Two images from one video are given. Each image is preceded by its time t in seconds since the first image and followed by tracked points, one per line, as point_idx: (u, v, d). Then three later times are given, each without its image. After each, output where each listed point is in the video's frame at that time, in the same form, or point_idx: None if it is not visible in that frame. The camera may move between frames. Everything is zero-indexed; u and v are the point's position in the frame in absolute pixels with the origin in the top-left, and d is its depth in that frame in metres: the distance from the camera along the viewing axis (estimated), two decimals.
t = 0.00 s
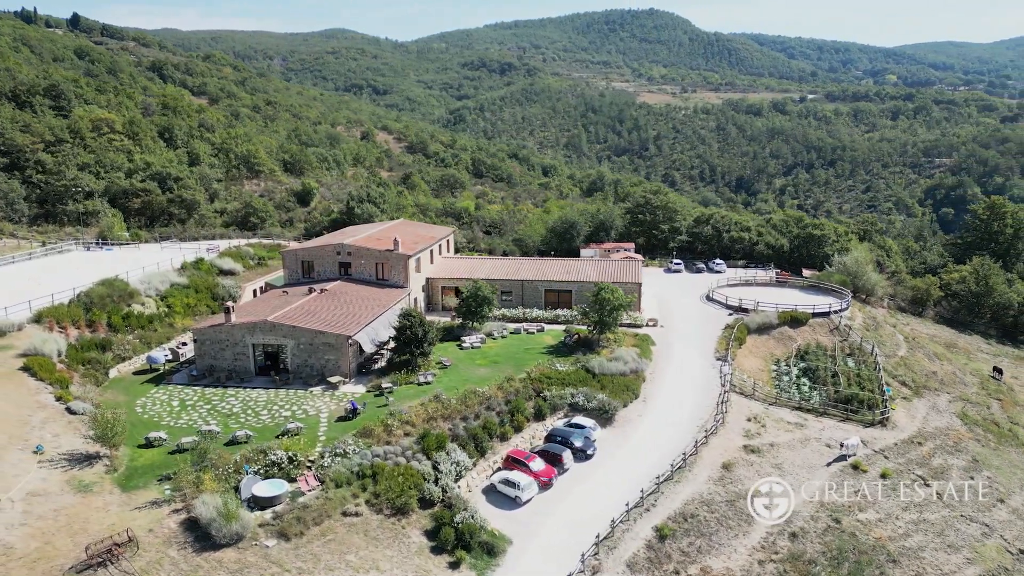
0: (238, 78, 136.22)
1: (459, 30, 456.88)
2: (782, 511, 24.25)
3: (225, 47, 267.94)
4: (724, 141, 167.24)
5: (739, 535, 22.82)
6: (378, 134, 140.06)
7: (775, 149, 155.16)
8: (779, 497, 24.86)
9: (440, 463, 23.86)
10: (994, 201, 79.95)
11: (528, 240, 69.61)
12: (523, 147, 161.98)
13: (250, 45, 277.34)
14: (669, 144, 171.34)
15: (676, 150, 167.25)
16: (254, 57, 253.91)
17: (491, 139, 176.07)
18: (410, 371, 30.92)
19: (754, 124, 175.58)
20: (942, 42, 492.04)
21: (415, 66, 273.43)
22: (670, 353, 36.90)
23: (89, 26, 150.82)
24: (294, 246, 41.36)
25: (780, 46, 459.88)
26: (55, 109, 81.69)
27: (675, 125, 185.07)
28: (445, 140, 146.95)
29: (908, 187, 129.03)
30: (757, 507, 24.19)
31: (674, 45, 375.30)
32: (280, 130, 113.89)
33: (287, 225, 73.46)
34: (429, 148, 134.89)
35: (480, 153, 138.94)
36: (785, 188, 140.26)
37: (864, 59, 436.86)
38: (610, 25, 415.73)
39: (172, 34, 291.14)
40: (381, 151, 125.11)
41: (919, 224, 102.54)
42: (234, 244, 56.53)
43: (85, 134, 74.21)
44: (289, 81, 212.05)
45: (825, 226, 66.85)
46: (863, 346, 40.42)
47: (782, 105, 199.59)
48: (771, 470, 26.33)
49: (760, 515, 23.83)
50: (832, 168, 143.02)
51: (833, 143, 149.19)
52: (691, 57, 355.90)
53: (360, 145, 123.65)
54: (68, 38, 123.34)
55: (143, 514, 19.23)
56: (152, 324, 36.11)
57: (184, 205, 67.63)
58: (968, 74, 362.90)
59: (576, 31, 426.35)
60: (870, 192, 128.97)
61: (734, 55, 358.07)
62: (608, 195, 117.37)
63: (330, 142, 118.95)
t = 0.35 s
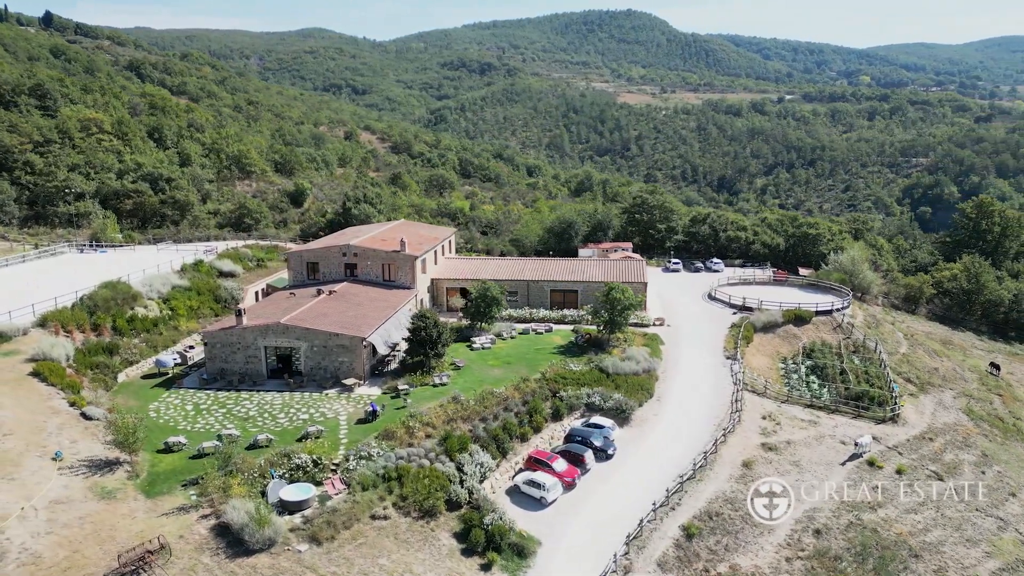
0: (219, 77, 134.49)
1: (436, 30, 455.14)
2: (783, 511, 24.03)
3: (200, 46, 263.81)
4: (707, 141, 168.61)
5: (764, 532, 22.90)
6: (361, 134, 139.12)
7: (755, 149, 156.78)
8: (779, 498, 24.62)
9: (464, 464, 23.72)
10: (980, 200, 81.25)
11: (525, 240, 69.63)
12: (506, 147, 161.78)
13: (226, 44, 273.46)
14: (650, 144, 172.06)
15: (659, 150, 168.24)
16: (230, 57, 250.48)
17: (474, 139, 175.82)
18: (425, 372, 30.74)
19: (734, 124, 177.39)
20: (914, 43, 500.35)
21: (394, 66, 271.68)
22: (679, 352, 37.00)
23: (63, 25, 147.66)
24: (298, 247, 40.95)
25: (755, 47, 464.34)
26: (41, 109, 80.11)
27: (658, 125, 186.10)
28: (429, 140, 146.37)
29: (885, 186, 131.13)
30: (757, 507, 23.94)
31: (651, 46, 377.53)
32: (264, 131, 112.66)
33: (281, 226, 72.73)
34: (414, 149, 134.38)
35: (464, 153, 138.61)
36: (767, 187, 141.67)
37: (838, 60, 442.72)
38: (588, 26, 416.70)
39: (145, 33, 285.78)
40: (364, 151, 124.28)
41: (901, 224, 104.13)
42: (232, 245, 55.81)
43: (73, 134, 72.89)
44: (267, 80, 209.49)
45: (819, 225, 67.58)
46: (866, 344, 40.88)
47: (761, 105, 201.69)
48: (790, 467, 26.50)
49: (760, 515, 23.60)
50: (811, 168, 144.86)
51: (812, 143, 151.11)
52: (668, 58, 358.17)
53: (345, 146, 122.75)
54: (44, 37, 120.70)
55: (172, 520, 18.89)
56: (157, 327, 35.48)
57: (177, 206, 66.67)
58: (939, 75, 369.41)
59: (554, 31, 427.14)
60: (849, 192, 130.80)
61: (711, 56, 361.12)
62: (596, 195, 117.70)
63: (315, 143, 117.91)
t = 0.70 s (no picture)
0: (199, 77, 132.60)
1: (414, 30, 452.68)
2: (782, 512, 23.81)
3: (174, 45, 259.45)
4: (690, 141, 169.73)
5: (789, 530, 23.02)
6: (344, 135, 137.98)
7: (735, 149, 158.12)
8: (780, 499, 24.38)
9: (487, 466, 23.59)
10: (967, 198, 82.66)
11: (522, 240, 69.67)
12: (489, 148, 161.45)
13: (201, 43, 269.21)
14: (632, 145, 172.92)
15: (642, 150, 169.17)
16: (205, 56, 246.46)
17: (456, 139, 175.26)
18: (440, 373, 30.55)
19: (714, 124, 178.79)
20: (886, 45, 508.76)
21: (372, 66, 269.58)
22: (688, 351, 37.18)
23: (35, 24, 144.17)
24: (303, 248, 40.53)
25: (731, 48, 468.38)
26: (26, 109, 78.49)
27: (640, 126, 187.03)
28: (412, 140, 145.61)
29: (863, 185, 132.74)
30: (757, 508, 23.69)
31: (630, 46, 379.47)
32: (249, 131, 111.37)
33: (275, 227, 72.00)
34: (399, 149, 133.74)
35: (450, 153, 138.15)
36: (748, 187, 142.93)
37: (812, 61, 448.48)
38: (566, 26, 417.39)
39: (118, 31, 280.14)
40: (348, 152, 123.44)
41: (884, 223, 105.66)
42: (229, 247, 55.05)
43: (61, 134, 71.51)
44: (245, 80, 206.73)
45: (814, 224, 68.30)
46: (869, 342, 41.38)
47: (739, 106, 203.66)
48: (808, 464, 26.72)
49: (760, 516, 23.36)
50: (791, 168, 146.46)
51: (792, 143, 152.78)
52: (646, 58, 360.17)
53: (330, 146, 121.70)
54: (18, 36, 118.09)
55: (202, 526, 18.58)
56: (162, 331, 34.88)
57: (170, 207, 65.69)
58: (911, 75, 375.92)
59: (532, 31, 427.33)
60: (829, 191, 132.41)
61: (689, 56, 364.03)
62: (585, 195, 117.96)
63: (300, 143, 116.76)
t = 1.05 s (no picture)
0: (178, 77, 130.45)
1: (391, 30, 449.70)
2: (782, 511, 23.60)
3: (149, 43, 254.68)
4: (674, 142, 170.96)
5: (813, 527, 23.18)
6: (327, 135, 136.81)
7: (717, 149, 159.41)
8: (778, 497, 24.23)
9: (512, 467, 23.51)
10: (954, 198, 84.10)
11: (520, 240, 69.68)
12: (473, 148, 161.16)
13: (175, 41, 264.86)
14: (615, 145, 173.80)
15: (626, 151, 170.04)
16: (180, 55, 242.22)
17: (438, 139, 174.60)
18: (456, 374, 30.40)
19: (695, 125, 180.11)
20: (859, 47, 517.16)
21: (350, 66, 267.27)
22: (697, 350, 37.34)
23: (7, 22, 140.72)
24: (308, 250, 40.12)
25: (708, 50, 472.03)
26: (10, 109, 76.89)
27: (624, 126, 187.96)
28: (396, 140, 144.80)
29: (842, 185, 134.32)
30: (757, 507, 23.51)
31: (609, 47, 381.65)
32: (234, 132, 110.08)
33: (270, 228, 71.28)
34: (384, 150, 133.15)
35: (435, 153, 137.70)
36: (730, 186, 144.19)
37: (788, 62, 453.50)
38: (545, 27, 417.78)
39: (89, 29, 274.13)
40: (334, 153, 122.67)
41: (867, 223, 107.17)
42: (227, 248, 54.44)
43: (50, 134, 70.23)
44: (222, 80, 203.69)
45: (808, 223, 68.95)
46: (872, 339, 41.93)
47: (718, 107, 205.50)
48: (826, 462, 26.94)
49: (760, 514, 23.17)
50: (773, 168, 148.03)
51: (772, 144, 154.47)
52: (625, 59, 361.85)
53: (314, 146, 120.62)
54: None
55: (234, 532, 18.33)
56: (168, 334, 34.29)
57: (163, 209, 64.83)
58: (884, 77, 382.17)
59: (511, 31, 427.45)
60: (809, 191, 133.96)
61: (667, 57, 367.21)
62: (573, 195, 118.23)
63: (284, 144, 115.59)
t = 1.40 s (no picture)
0: (156, 77, 128.23)
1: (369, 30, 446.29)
2: (781, 511, 23.37)
3: (122, 41, 249.65)
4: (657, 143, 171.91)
5: (834, 524, 23.38)
6: (310, 135, 135.59)
7: (699, 150, 160.47)
8: (778, 496, 24.03)
9: (537, 467, 23.48)
10: (940, 197, 85.49)
11: (517, 240, 69.61)
12: (458, 149, 160.74)
13: (150, 40, 260.12)
14: (598, 146, 174.46)
15: (608, 151, 170.78)
16: (155, 54, 237.94)
17: (420, 139, 173.75)
18: (471, 375, 30.32)
19: (677, 126, 181.21)
20: (833, 49, 524.84)
21: (328, 66, 264.62)
22: (706, 349, 37.52)
23: None
24: (313, 251, 39.73)
25: (684, 51, 475.54)
26: None
27: (607, 127, 188.77)
28: (380, 141, 143.92)
29: (822, 185, 135.68)
30: (756, 507, 23.31)
31: (588, 49, 383.47)
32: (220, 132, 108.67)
33: (264, 229, 70.53)
34: (369, 150, 132.41)
35: (421, 153, 137.18)
36: (712, 186, 145.42)
37: (763, 63, 458.03)
38: (524, 28, 417.81)
39: (60, 28, 267.98)
40: (319, 153, 121.77)
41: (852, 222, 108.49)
42: (226, 250, 53.88)
43: (39, 134, 69.00)
44: (199, 79, 200.56)
45: (803, 222, 69.33)
46: (874, 337, 42.46)
47: (698, 108, 207.21)
48: (842, 458, 27.22)
49: (758, 514, 22.97)
50: (754, 168, 149.51)
51: (753, 144, 155.99)
52: (604, 60, 363.41)
53: (297, 146, 119.41)
54: None
55: (267, 536, 18.10)
56: (175, 337, 33.78)
57: (157, 210, 63.98)
58: (858, 79, 388.11)
59: (489, 31, 427.08)
60: (790, 191, 135.43)
61: (645, 58, 370.06)
62: (562, 196, 118.48)
63: (269, 144, 114.35)
